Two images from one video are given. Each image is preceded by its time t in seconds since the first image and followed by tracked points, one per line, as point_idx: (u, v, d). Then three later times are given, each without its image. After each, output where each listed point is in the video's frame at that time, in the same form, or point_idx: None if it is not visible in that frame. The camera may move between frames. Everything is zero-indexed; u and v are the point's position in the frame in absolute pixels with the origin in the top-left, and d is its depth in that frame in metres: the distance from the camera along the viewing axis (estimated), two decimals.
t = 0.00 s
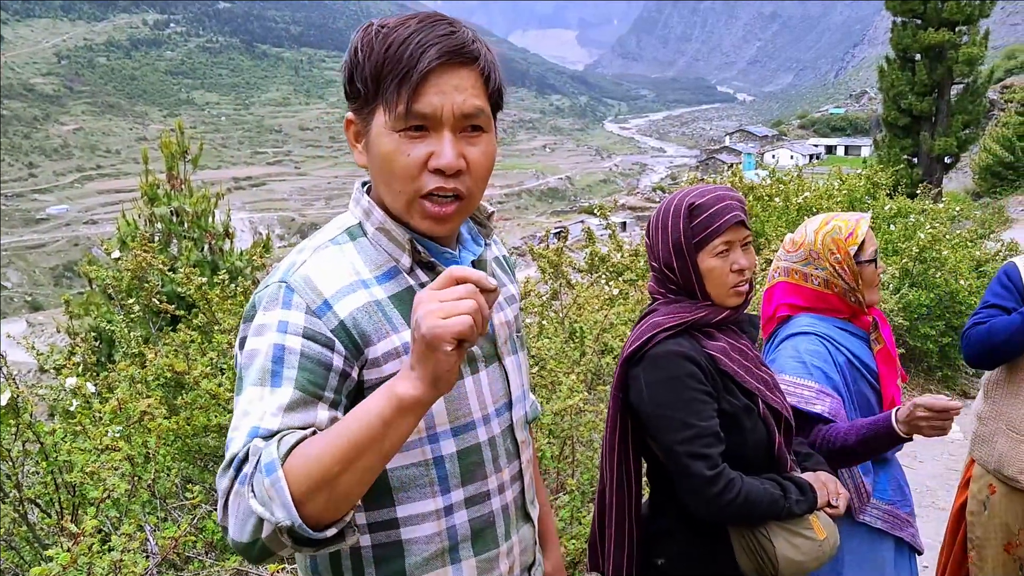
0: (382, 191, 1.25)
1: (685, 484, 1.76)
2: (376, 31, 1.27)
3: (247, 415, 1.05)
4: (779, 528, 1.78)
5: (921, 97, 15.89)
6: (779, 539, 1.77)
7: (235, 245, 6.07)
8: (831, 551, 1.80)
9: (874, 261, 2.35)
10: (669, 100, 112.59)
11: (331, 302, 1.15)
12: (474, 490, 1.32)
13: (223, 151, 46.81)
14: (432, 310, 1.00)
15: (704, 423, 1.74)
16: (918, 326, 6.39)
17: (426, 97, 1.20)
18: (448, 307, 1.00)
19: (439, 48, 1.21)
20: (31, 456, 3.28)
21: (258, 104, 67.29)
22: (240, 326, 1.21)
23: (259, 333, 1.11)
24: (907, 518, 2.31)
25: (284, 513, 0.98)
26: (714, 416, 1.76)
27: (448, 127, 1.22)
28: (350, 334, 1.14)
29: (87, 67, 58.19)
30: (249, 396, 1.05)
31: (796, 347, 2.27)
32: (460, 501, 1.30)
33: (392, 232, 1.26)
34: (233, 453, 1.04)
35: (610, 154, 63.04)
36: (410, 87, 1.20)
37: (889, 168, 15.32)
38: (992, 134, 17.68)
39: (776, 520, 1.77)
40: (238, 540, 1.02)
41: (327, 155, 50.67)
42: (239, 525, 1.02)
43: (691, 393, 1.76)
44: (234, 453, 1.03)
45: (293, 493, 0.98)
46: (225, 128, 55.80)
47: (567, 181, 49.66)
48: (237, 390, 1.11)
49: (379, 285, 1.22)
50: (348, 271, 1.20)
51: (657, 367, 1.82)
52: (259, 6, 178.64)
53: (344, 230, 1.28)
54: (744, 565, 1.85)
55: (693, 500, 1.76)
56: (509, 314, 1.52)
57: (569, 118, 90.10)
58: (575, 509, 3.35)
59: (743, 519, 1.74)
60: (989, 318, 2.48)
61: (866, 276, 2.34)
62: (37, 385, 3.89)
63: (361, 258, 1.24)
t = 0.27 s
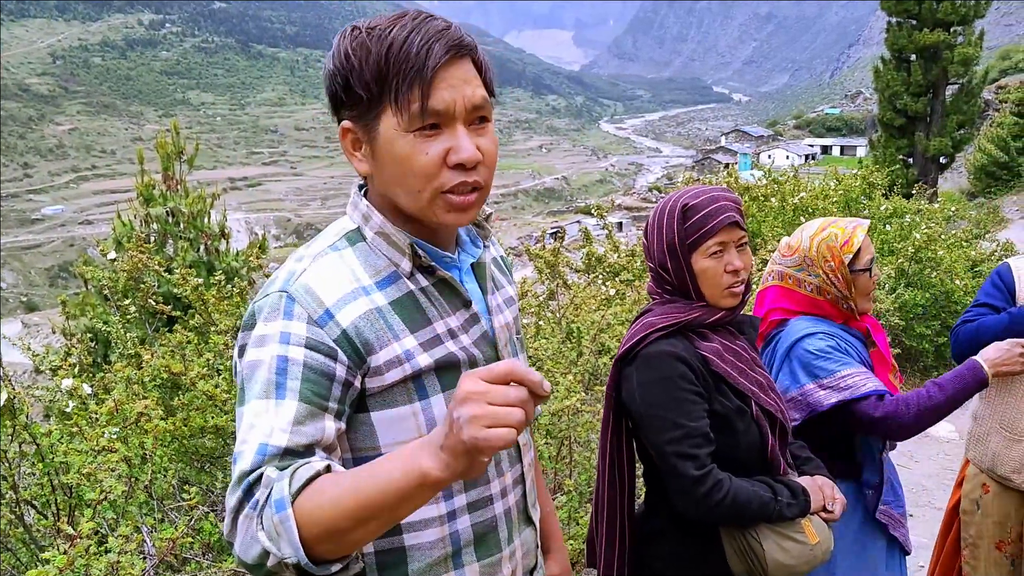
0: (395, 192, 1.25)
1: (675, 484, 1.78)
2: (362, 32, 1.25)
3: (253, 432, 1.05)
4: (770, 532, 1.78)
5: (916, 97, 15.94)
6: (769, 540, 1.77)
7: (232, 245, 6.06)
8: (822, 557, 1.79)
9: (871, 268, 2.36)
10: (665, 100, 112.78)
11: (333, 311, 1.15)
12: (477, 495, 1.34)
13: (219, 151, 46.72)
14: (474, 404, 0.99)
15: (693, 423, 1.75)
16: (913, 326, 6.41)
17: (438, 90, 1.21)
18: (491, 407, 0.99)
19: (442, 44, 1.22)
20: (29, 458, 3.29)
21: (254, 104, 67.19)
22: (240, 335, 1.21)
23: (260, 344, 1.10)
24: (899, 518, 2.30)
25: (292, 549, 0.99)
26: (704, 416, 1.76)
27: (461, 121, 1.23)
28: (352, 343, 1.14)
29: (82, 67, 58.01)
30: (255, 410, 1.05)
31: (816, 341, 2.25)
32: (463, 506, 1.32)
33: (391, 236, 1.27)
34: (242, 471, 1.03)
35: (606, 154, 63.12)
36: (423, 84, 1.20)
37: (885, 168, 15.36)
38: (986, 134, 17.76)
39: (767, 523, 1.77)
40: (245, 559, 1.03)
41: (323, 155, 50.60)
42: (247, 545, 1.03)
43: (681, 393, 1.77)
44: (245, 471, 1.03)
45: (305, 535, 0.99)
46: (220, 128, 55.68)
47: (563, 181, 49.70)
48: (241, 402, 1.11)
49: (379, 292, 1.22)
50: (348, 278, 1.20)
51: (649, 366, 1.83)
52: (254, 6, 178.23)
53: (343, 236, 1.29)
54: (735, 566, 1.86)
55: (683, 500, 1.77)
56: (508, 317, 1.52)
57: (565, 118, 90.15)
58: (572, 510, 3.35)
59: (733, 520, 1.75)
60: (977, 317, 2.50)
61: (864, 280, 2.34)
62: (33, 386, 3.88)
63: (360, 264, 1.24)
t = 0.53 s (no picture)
0: (424, 193, 1.24)
1: (672, 483, 1.78)
2: (380, 32, 1.23)
3: (262, 435, 1.04)
4: (769, 530, 1.78)
5: (912, 97, 15.99)
6: (767, 539, 1.78)
7: (228, 246, 6.05)
8: (822, 556, 1.80)
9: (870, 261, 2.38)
10: (662, 99, 112.90)
11: (339, 313, 1.15)
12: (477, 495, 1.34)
13: (215, 151, 46.63)
14: (509, 423, 1.00)
15: (691, 422, 1.76)
16: (910, 325, 6.43)
17: (474, 92, 1.23)
18: (526, 427, 1.00)
19: (470, 43, 1.24)
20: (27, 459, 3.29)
21: (250, 104, 67.06)
22: (242, 337, 1.21)
23: (266, 346, 1.10)
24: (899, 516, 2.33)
25: (311, 557, 1.00)
26: (702, 415, 1.77)
27: (489, 119, 1.26)
28: (358, 344, 1.14)
29: (78, 67, 57.84)
30: (264, 413, 1.04)
31: (820, 345, 2.25)
32: (464, 508, 1.32)
33: (395, 237, 1.27)
34: (253, 476, 1.02)
35: (602, 154, 63.15)
36: (460, 84, 1.21)
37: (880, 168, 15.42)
38: (982, 134, 17.83)
39: (765, 522, 1.78)
40: (257, 563, 1.03)
41: (319, 155, 50.51)
42: (259, 550, 1.02)
43: (679, 392, 1.77)
44: (256, 476, 1.02)
45: (323, 542, 0.99)
46: (216, 128, 55.56)
47: (560, 181, 49.73)
48: (245, 405, 1.10)
49: (382, 293, 1.22)
50: (351, 279, 1.21)
51: (648, 366, 1.83)
52: (251, 6, 177.80)
53: (345, 236, 1.29)
54: (734, 565, 1.86)
55: (680, 499, 1.78)
56: (507, 317, 1.52)
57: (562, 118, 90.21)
58: (570, 509, 3.36)
59: (732, 519, 1.75)
60: (965, 315, 2.57)
61: (865, 274, 2.36)
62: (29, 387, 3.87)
63: (362, 265, 1.24)
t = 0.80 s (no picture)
0: (415, 196, 1.25)
1: (669, 481, 1.78)
2: (385, 34, 1.22)
3: (265, 433, 1.04)
4: (767, 529, 1.79)
5: (908, 97, 16.04)
6: (765, 538, 1.79)
7: (224, 246, 6.04)
8: (819, 552, 1.81)
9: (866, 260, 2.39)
10: (658, 99, 113.09)
11: (337, 312, 1.15)
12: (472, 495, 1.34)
13: (211, 151, 46.54)
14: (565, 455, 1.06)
15: (688, 420, 1.76)
16: (906, 325, 6.45)
17: (471, 102, 1.22)
18: (581, 461, 1.06)
19: (476, 54, 1.23)
20: (20, 457, 3.29)
21: (246, 104, 66.99)
22: (236, 335, 1.20)
23: (263, 345, 1.10)
24: (894, 515, 2.34)
25: (325, 556, 1.01)
26: (699, 413, 1.78)
27: (486, 131, 1.26)
28: (355, 344, 1.15)
29: (73, 67, 57.67)
30: (266, 411, 1.05)
31: (808, 346, 2.24)
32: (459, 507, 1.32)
33: (389, 236, 1.28)
34: (256, 474, 1.02)
35: (599, 154, 63.22)
36: (462, 93, 1.21)
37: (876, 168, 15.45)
38: (978, 134, 17.89)
39: (762, 520, 1.79)
40: (258, 561, 1.03)
41: (316, 155, 50.46)
42: (262, 547, 1.03)
43: (676, 391, 1.78)
44: (262, 474, 1.02)
45: (337, 542, 1.01)
46: (212, 128, 55.44)
47: (556, 181, 49.76)
48: (242, 403, 1.09)
49: (377, 292, 1.23)
50: (347, 276, 1.21)
51: (645, 364, 1.84)
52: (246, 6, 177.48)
53: (339, 234, 1.29)
54: (732, 564, 1.87)
55: (677, 496, 1.78)
56: (500, 317, 1.52)
57: (558, 118, 90.23)
58: (566, 509, 3.37)
59: (730, 518, 1.76)
60: (948, 309, 2.61)
61: (860, 273, 2.37)
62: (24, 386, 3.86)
63: (357, 264, 1.24)
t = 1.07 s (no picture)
0: (377, 216, 1.26)
1: (666, 479, 1.78)
2: (380, 57, 1.17)
3: (271, 429, 1.04)
4: (763, 526, 1.80)
5: (903, 97, 16.09)
6: (762, 535, 1.79)
7: (220, 246, 6.03)
8: (816, 549, 1.82)
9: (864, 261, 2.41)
10: (655, 99, 113.27)
11: (325, 307, 1.16)
12: (462, 493, 1.35)
13: (207, 151, 46.44)
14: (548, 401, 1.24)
15: (684, 418, 1.77)
16: (901, 324, 6.48)
17: (440, 150, 1.17)
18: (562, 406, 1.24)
19: (461, 102, 1.16)
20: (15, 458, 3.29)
21: (242, 104, 66.88)
22: (224, 332, 1.20)
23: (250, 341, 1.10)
24: (885, 515, 2.35)
25: (357, 530, 1.07)
26: (695, 410, 1.78)
27: (458, 176, 1.21)
28: (341, 339, 1.15)
29: (68, 67, 57.47)
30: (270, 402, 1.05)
31: (788, 348, 2.27)
32: (448, 504, 1.32)
33: (375, 235, 1.27)
34: (271, 465, 1.02)
35: (595, 154, 63.28)
36: (432, 141, 1.16)
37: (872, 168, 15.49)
38: (972, 134, 17.96)
39: (760, 517, 1.79)
40: (270, 553, 1.03)
41: (312, 155, 50.38)
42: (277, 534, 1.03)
43: (672, 389, 1.78)
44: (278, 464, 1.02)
45: (369, 508, 1.08)
46: (208, 128, 55.32)
47: (553, 181, 49.78)
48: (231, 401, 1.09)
49: (363, 289, 1.23)
50: (333, 273, 1.21)
51: (641, 363, 1.84)
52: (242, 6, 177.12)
53: (327, 232, 1.29)
54: (729, 562, 1.86)
55: (673, 493, 1.78)
56: (491, 315, 1.53)
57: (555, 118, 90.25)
58: (562, 508, 3.38)
59: (727, 515, 1.76)
60: (930, 315, 2.67)
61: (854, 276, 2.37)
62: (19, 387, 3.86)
63: (345, 261, 1.25)
